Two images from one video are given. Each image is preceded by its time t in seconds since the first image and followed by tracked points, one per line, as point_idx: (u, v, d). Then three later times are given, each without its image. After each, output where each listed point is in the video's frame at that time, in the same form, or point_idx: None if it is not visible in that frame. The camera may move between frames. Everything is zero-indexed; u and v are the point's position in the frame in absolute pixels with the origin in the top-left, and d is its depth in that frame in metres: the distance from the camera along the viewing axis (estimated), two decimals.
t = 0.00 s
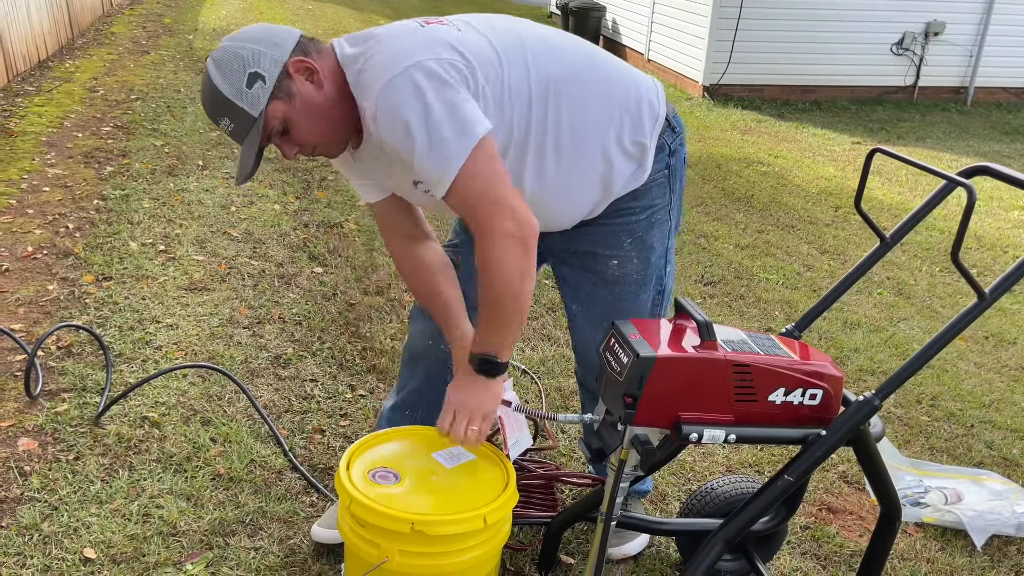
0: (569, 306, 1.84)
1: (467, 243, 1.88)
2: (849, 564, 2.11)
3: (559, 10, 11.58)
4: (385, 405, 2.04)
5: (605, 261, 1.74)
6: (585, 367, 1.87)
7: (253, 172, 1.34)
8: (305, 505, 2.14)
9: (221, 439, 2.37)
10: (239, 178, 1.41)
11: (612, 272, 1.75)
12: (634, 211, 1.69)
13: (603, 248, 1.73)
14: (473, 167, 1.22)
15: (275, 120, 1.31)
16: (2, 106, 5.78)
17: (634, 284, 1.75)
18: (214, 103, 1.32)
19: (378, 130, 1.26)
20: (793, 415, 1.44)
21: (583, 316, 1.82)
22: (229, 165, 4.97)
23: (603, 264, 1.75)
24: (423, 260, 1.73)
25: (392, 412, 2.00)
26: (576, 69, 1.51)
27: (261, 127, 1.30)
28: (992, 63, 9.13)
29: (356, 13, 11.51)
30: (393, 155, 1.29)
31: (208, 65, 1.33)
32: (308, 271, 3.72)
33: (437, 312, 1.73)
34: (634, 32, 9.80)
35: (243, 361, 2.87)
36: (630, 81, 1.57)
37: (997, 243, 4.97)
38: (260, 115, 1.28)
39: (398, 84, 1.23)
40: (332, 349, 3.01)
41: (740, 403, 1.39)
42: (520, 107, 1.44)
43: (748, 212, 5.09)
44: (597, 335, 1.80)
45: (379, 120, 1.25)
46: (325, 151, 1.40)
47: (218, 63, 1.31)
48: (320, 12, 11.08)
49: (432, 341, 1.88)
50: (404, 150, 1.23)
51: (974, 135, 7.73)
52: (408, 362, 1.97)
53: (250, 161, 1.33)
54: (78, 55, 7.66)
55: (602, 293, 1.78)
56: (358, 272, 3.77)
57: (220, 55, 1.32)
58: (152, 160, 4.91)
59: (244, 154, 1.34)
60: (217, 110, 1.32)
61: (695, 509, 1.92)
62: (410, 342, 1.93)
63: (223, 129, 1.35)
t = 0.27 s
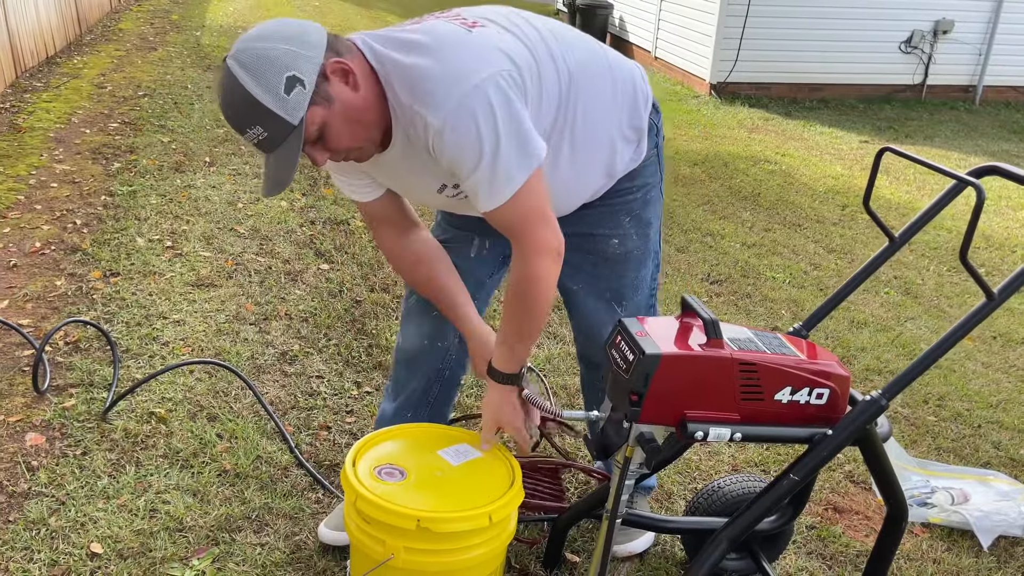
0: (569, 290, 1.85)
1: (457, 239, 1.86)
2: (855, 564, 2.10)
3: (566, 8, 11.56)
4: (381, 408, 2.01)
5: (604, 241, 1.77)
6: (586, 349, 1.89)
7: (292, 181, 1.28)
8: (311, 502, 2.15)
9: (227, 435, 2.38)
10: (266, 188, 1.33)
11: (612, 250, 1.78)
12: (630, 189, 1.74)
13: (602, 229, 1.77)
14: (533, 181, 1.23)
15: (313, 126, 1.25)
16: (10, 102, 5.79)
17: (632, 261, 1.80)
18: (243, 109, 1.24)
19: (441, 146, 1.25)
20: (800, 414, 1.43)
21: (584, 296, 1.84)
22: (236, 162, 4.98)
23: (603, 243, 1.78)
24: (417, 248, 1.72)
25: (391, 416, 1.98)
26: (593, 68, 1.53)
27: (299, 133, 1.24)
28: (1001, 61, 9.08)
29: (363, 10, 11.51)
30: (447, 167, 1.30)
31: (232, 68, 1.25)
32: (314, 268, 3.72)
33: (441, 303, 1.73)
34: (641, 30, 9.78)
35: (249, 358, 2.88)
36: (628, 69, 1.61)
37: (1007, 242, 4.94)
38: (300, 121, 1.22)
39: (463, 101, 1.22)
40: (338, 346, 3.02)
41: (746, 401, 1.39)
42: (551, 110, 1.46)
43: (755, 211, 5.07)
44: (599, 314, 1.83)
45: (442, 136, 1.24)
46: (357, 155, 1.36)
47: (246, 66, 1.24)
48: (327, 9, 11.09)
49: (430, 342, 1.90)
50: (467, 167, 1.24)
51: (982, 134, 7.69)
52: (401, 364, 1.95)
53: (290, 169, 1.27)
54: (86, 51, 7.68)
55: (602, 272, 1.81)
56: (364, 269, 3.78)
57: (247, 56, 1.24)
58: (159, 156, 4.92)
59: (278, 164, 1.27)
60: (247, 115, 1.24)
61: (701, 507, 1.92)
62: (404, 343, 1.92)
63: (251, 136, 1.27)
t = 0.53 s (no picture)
0: (563, 286, 1.85)
1: (445, 239, 1.85)
2: (864, 564, 2.09)
3: (573, 6, 11.54)
4: (382, 418, 2.01)
5: (596, 236, 1.79)
6: (584, 342, 1.89)
7: (338, 182, 1.24)
8: (319, 500, 2.15)
9: (236, 432, 2.38)
10: (303, 191, 1.28)
11: (604, 245, 1.79)
12: (621, 185, 1.76)
13: (593, 224, 1.78)
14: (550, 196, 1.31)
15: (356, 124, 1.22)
16: (18, 99, 5.81)
17: (624, 254, 1.81)
18: (286, 105, 1.18)
19: (474, 157, 1.28)
20: (810, 415, 1.43)
21: (577, 292, 1.85)
22: (244, 160, 4.99)
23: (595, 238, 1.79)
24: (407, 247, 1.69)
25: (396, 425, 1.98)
26: (602, 78, 1.57)
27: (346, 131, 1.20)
28: (1010, 59, 9.03)
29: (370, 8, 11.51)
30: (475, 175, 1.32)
31: (270, 62, 1.18)
32: (322, 266, 3.73)
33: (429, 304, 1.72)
34: (648, 27, 9.75)
35: (257, 356, 2.88)
36: (624, 71, 1.67)
37: (1016, 242, 4.91)
38: (348, 120, 1.19)
39: (505, 116, 1.25)
40: (345, 344, 3.02)
41: (756, 401, 1.38)
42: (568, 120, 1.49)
43: (762, 210, 5.05)
44: (593, 308, 1.84)
45: (479, 147, 1.26)
46: (389, 155, 1.34)
47: (288, 60, 1.18)
48: (334, 6, 11.09)
49: (425, 347, 1.89)
50: (503, 180, 1.27)
51: (991, 133, 7.65)
52: (396, 371, 1.94)
53: (339, 170, 1.22)
54: (94, 48, 7.70)
55: (595, 266, 1.82)
56: (372, 266, 3.78)
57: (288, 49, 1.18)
58: (167, 154, 4.93)
59: (320, 164, 1.22)
60: (289, 113, 1.18)
61: (709, 507, 1.91)
62: (398, 350, 1.92)
63: (292, 136, 1.21)
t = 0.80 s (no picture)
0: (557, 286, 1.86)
1: (436, 243, 1.84)
2: (869, 564, 2.09)
3: (578, 4, 11.53)
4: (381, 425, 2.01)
5: (588, 236, 1.78)
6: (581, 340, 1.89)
7: (376, 172, 1.20)
8: (324, 498, 2.16)
9: (241, 431, 2.39)
10: (332, 181, 1.22)
11: (597, 244, 1.79)
12: (612, 185, 1.75)
13: (584, 224, 1.77)
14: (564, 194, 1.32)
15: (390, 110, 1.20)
16: (25, 97, 5.83)
17: (617, 252, 1.81)
18: (324, 89, 1.13)
19: (497, 151, 1.29)
20: (817, 415, 1.43)
21: (571, 291, 1.85)
22: (250, 159, 4.99)
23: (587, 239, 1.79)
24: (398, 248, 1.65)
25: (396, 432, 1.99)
26: (606, 80, 1.59)
27: (385, 117, 1.17)
28: (1017, 58, 8.99)
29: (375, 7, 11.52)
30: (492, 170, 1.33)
31: (306, 42, 1.12)
32: (327, 264, 3.73)
33: (420, 306, 1.68)
34: (653, 26, 9.73)
35: (263, 354, 2.89)
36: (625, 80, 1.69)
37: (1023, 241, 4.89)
38: (388, 106, 1.16)
39: (530, 112, 1.26)
40: (351, 343, 3.02)
41: (762, 401, 1.38)
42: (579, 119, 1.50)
43: (767, 208, 5.04)
44: (586, 307, 1.85)
45: (502, 141, 1.27)
46: (413, 146, 1.31)
47: (327, 40, 1.12)
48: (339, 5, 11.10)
49: (419, 354, 1.89)
50: (525, 176, 1.27)
51: (997, 132, 7.62)
52: (393, 378, 1.94)
53: (377, 160, 1.19)
54: (99, 46, 7.72)
55: (588, 265, 1.82)
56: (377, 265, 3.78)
57: (326, 29, 1.13)
58: (172, 152, 4.94)
59: (356, 152, 1.18)
60: (327, 96, 1.13)
61: (714, 506, 1.91)
62: (392, 358, 1.91)
63: (326, 121, 1.16)
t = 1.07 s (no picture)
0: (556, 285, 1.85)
1: (434, 246, 1.83)
2: (873, 563, 2.09)
3: (580, 3, 11.52)
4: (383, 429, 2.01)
5: (587, 234, 1.78)
6: (581, 339, 1.89)
7: (406, 157, 1.19)
8: (327, 496, 2.16)
9: (244, 429, 2.39)
10: (361, 167, 1.20)
11: (595, 242, 1.79)
12: (611, 183, 1.75)
13: (583, 222, 1.77)
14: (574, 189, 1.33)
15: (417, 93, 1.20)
16: (27, 96, 5.84)
17: (615, 251, 1.81)
18: (357, 69, 1.11)
19: (510, 138, 1.28)
20: (821, 413, 1.42)
21: (570, 290, 1.84)
22: (252, 157, 4.99)
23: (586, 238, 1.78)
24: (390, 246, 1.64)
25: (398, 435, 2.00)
26: (612, 77, 1.60)
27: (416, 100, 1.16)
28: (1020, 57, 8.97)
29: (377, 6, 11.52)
30: (504, 159, 1.33)
31: (340, 22, 1.10)
32: (329, 263, 3.73)
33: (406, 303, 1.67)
34: (656, 25, 9.72)
35: (265, 352, 2.89)
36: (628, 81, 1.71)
37: None
38: (420, 88, 1.15)
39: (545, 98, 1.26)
40: (353, 341, 3.02)
41: (766, 399, 1.38)
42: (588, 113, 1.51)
43: (770, 207, 5.03)
44: (585, 306, 1.84)
45: (517, 127, 1.27)
46: (431, 135, 1.30)
47: (360, 20, 1.11)
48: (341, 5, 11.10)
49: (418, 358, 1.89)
50: (536, 166, 1.27)
51: (1000, 131, 7.60)
52: (393, 382, 1.93)
53: (409, 144, 1.18)
54: (102, 45, 7.73)
55: (586, 264, 1.82)
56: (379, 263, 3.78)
57: (359, 9, 1.11)
58: (175, 151, 4.94)
59: (387, 135, 1.17)
60: (360, 78, 1.12)
61: (718, 505, 1.91)
62: (392, 361, 1.90)
63: (357, 103, 1.14)
